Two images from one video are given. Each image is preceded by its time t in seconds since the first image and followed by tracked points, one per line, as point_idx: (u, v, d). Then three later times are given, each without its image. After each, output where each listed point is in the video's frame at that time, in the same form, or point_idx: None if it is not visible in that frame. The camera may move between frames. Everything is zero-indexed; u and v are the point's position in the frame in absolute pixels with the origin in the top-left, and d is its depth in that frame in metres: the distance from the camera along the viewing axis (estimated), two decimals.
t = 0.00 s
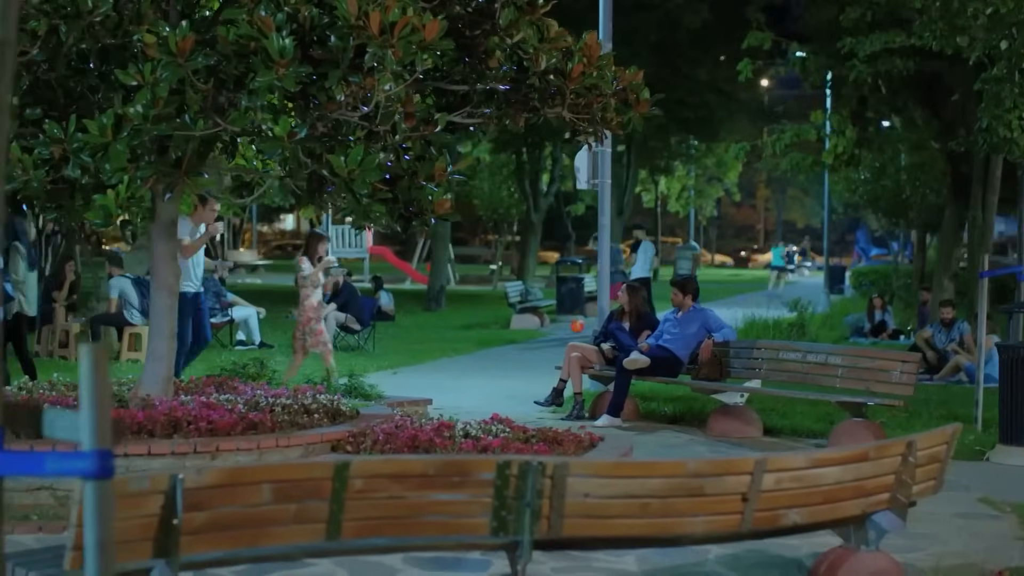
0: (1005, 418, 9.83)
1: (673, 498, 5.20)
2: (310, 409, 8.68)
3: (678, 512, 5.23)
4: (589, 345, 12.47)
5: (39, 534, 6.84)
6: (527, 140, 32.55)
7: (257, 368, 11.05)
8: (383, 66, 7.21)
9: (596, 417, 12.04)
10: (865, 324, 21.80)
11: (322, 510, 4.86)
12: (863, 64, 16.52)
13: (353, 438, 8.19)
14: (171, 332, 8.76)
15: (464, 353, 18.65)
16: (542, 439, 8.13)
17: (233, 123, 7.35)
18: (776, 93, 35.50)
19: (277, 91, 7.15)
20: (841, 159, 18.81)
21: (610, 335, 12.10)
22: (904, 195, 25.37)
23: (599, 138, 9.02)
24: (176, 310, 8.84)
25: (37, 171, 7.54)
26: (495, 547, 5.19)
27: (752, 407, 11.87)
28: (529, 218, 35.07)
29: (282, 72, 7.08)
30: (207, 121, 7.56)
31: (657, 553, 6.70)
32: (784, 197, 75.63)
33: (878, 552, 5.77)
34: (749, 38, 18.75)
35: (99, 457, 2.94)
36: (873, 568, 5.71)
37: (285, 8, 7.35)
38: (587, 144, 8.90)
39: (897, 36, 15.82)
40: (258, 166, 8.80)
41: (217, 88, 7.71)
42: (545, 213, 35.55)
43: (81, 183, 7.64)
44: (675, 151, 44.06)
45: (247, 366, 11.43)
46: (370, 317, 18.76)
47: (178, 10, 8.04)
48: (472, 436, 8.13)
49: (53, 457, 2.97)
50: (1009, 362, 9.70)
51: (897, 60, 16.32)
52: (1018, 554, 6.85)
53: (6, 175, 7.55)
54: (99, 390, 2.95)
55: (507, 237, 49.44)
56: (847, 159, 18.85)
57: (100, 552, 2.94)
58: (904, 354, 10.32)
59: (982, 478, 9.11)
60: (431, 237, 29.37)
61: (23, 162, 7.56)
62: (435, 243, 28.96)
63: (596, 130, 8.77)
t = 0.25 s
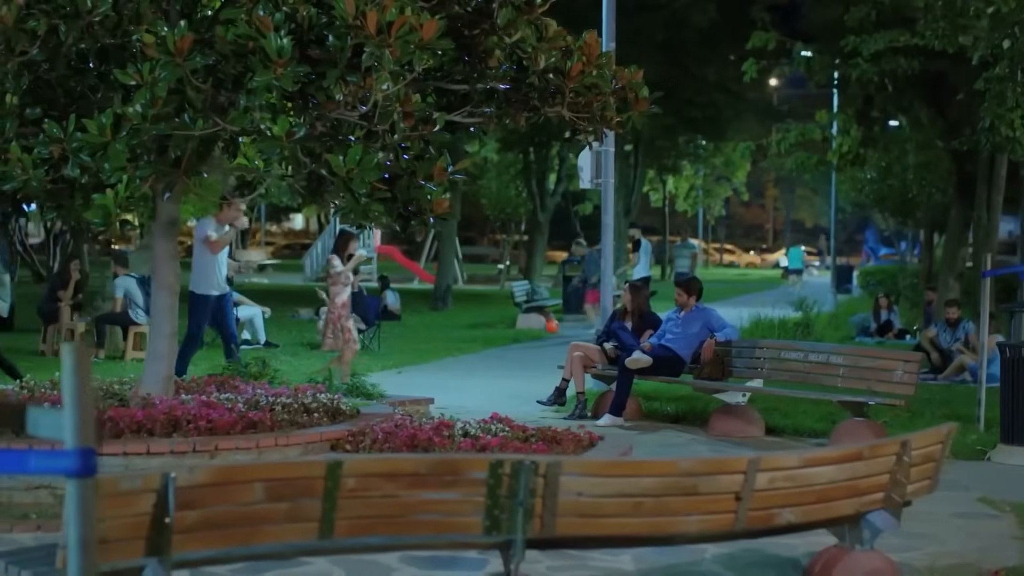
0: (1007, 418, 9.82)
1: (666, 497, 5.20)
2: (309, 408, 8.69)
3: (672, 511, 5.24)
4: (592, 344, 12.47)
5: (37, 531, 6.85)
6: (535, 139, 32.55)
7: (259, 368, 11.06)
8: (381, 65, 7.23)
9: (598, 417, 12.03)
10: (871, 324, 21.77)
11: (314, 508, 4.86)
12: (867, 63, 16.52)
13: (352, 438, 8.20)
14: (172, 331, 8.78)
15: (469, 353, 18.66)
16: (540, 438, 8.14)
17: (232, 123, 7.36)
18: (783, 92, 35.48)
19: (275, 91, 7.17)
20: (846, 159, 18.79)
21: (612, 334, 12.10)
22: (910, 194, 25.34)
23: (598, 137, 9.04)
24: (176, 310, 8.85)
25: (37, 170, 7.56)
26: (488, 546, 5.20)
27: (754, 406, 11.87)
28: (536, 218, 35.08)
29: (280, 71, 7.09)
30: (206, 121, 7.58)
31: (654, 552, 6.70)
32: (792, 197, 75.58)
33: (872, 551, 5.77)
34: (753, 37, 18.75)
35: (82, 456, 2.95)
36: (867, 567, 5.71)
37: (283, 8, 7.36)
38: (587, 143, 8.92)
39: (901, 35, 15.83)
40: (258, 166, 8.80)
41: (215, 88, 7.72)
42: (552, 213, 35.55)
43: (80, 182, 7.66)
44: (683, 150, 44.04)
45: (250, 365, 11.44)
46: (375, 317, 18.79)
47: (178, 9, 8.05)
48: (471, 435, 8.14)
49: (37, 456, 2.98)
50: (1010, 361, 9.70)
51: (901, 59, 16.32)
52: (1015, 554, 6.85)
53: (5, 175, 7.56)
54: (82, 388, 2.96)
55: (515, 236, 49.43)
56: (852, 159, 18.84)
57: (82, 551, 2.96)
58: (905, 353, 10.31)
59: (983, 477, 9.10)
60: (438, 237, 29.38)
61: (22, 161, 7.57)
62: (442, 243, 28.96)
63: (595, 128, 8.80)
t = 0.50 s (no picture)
0: (1006, 418, 9.81)
1: (657, 496, 5.21)
2: (307, 407, 8.70)
3: (663, 510, 5.24)
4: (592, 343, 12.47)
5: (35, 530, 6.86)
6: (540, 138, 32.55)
7: (258, 367, 11.10)
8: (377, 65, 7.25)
9: (599, 416, 12.03)
10: (874, 323, 21.76)
11: (305, 507, 4.87)
12: (869, 63, 16.53)
13: (349, 437, 8.21)
14: (170, 330, 8.80)
15: (472, 352, 18.68)
16: (537, 437, 8.14)
17: (229, 122, 7.37)
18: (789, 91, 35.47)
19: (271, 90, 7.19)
20: (850, 158, 18.78)
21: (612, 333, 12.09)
22: (915, 192, 25.33)
23: (597, 137, 9.04)
24: (174, 309, 8.87)
25: (34, 170, 7.58)
26: (479, 545, 5.21)
27: (754, 406, 11.88)
28: (541, 217, 35.11)
29: (276, 71, 7.11)
30: (204, 120, 7.59)
31: (648, 551, 6.70)
32: (799, 197, 75.56)
33: (865, 551, 5.77)
34: (757, 36, 18.74)
35: (62, 454, 2.97)
36: (860, 566, 5.70)
37: (279, 7, 7.38)
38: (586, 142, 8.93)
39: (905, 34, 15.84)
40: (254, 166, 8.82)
41: (212, 87, 7.73)
42: (557, 212, 35.54)
43: (78, 181, 7.67)
44: (689, 149, 44.05)
45: (251, 364, 11.46)
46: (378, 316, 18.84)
47: (175, 9, 8.07)
48: (468, 434, 8.15)
49: (16, 453, 2.99)
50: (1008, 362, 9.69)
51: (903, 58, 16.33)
52: (1010, 554, 6.85)
53: (3, 174, 7.58)
54: (63, 386, 2.98)
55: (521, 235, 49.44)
56: (855, 158, 18.85)
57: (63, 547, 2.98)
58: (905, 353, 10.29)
59: (982, 477, 9.10)
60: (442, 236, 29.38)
61: (19, 160, 7.59)
62: (446, 242, 28.97)
63: (593, 127, 8.81)
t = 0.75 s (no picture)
0: (1003, 416, 9.82)
1: (645, 494, 5.21)
2: (302, 406, 8.71)
3: (651, 508, 5.25)
4: (591, 343, 12.47)
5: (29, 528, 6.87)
6: (543, 137, 32.56)
7: (257, 365, 11.13)
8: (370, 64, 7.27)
9: (598, 415, 12.03)
10: (877, 322, 21.75)
11: (292, 505, 4.89)
12: (869, 62, 16.55)
13: (344, 435, 8.21)
14: (166, 328, 8.81)
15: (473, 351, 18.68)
16: (532, 436, 8.15)
17: (223, 121, 7.39)
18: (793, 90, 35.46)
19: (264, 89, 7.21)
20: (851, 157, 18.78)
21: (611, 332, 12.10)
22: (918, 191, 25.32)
23: (593, 136, 9.05)
24: (171, 308, 8.89)
25: (28, 169, 7.59)
26: (467, 543, 5.22)
27: (752, 405, 11.88)
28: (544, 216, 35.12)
29: (269, 70, 7.13)
30: (198, 119, 7.61)
31: (639, 549, 6.71)
32: (805, 196, 75.52)
33: (854, 549, 5.77)
34: (758, 35, 18.74)
35: (38, 451, 2.99)
36: (847, 565, 5.70)
37: (273, 6, 7.39)
38: (582, 141, 8.93)
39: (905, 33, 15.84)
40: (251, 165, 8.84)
41: (206, 86, 7.74)
42: (560, 211, 35.54)
43: (72, 181, 7.69)
44: (694, 148, 44.04)
45: (249, 363, 11.48)
46: (379, 315, 18.89)
47: (170, 8, 8.09)
48: (462, 433, 8.16)
49: None
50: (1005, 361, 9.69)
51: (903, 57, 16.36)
52: (1002, 552, 6.85)
53: None
54: (38, 384, 3.01)
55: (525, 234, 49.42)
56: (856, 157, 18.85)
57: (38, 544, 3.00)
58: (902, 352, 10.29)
59: (979, 476, 9.10)
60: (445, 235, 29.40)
61: (14, 160, 7.61)
62: (449, 241, 28.98)
63: (589, 126, 8.81)
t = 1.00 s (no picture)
0: (998, 415, 9.82)
1: (634, 492, 5.22)
2: (297, 404, 8.72)
3: (640, 506, 5.25)
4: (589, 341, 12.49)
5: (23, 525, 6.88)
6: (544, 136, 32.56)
7: (253, 363, 11.17)
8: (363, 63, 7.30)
9: (595, 413, 12.03)
10: (878, 320, 21.73)
11: (281, 503, 4.90)
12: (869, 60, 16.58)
13: (339, 433, 8.22)
14: (162, 327, 8.82)
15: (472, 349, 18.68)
16: (526, 434, 8.15)
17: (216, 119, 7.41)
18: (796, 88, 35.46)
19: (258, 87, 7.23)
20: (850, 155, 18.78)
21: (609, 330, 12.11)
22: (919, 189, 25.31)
23: (588, 134, 9.06)
24: (166, 307, 8.90)
25: (23, 167, 7.61)
26: (456, 540, 5.23)
27: (750, 403, 11.88)
28: (546, 214, 35.14)
29: (262, 68, 7.16)
30: (192, 117, 7.63)
31: (632, 548, 6.71)
32: (808, 194, 75.48)
33: (844, 547, 5.77)
34: (757, 33, 18.73)
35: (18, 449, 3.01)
36: (837, 563, 5.70)
37: (266, 5, 7.41)
38: (577, 139, 8.94)
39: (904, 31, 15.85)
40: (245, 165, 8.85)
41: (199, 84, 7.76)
42: (562, 209, 35.53)
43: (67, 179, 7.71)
44: (696, 147, 44.04)
45: (246, 362, 11.49)
46: (379, 313, 18.86)
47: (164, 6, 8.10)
48: (457, 431, 8.17)
49: None
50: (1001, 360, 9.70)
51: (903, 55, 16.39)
52: (995, 550, 6.86)
53: None
54: (17, 384, 3.03)
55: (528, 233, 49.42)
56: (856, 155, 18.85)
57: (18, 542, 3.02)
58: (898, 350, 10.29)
59: (975, 474, 9.12)
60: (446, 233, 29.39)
61: (9, 158, 7.63)
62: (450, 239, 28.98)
63: (584, 125, 8.82)
